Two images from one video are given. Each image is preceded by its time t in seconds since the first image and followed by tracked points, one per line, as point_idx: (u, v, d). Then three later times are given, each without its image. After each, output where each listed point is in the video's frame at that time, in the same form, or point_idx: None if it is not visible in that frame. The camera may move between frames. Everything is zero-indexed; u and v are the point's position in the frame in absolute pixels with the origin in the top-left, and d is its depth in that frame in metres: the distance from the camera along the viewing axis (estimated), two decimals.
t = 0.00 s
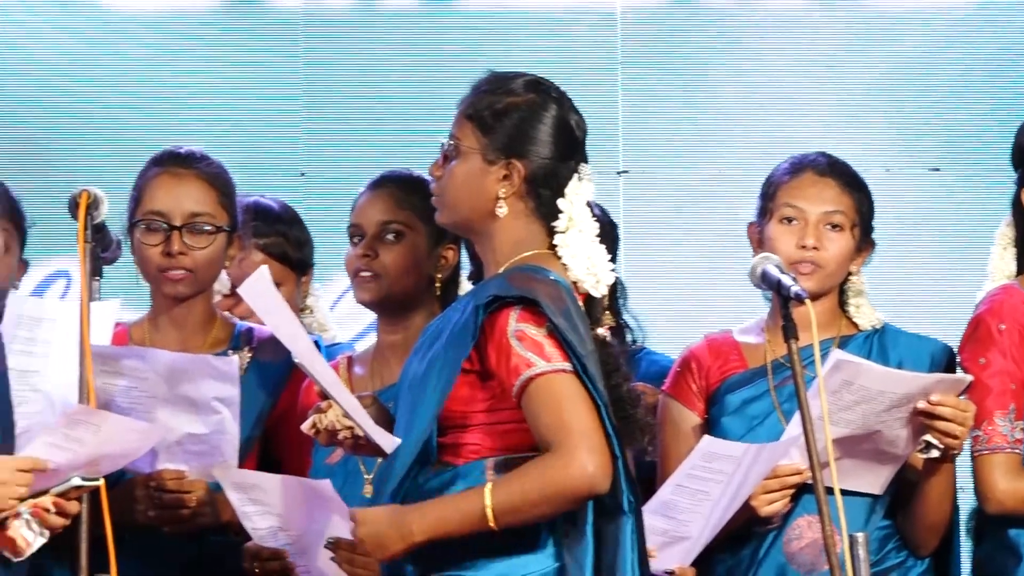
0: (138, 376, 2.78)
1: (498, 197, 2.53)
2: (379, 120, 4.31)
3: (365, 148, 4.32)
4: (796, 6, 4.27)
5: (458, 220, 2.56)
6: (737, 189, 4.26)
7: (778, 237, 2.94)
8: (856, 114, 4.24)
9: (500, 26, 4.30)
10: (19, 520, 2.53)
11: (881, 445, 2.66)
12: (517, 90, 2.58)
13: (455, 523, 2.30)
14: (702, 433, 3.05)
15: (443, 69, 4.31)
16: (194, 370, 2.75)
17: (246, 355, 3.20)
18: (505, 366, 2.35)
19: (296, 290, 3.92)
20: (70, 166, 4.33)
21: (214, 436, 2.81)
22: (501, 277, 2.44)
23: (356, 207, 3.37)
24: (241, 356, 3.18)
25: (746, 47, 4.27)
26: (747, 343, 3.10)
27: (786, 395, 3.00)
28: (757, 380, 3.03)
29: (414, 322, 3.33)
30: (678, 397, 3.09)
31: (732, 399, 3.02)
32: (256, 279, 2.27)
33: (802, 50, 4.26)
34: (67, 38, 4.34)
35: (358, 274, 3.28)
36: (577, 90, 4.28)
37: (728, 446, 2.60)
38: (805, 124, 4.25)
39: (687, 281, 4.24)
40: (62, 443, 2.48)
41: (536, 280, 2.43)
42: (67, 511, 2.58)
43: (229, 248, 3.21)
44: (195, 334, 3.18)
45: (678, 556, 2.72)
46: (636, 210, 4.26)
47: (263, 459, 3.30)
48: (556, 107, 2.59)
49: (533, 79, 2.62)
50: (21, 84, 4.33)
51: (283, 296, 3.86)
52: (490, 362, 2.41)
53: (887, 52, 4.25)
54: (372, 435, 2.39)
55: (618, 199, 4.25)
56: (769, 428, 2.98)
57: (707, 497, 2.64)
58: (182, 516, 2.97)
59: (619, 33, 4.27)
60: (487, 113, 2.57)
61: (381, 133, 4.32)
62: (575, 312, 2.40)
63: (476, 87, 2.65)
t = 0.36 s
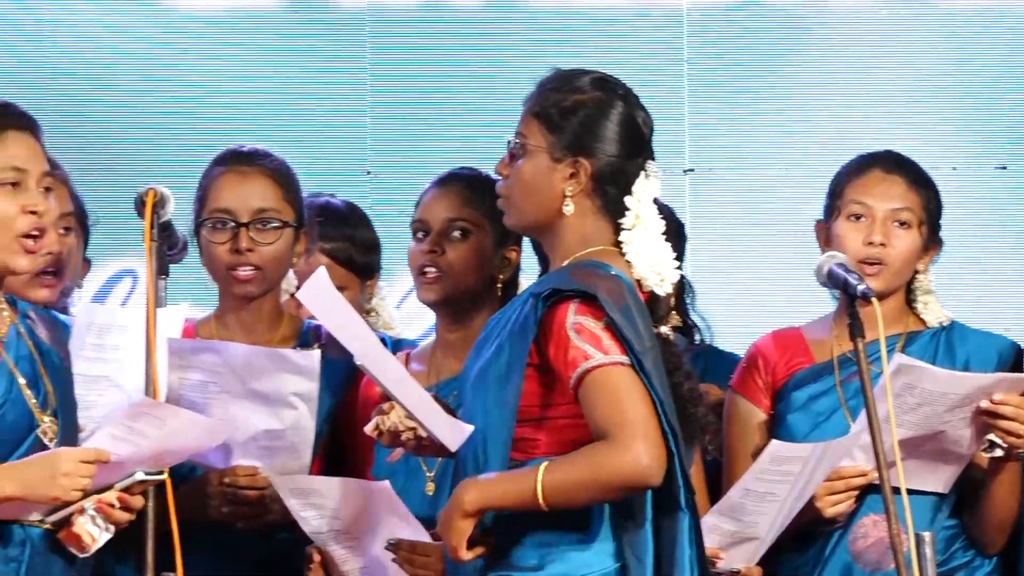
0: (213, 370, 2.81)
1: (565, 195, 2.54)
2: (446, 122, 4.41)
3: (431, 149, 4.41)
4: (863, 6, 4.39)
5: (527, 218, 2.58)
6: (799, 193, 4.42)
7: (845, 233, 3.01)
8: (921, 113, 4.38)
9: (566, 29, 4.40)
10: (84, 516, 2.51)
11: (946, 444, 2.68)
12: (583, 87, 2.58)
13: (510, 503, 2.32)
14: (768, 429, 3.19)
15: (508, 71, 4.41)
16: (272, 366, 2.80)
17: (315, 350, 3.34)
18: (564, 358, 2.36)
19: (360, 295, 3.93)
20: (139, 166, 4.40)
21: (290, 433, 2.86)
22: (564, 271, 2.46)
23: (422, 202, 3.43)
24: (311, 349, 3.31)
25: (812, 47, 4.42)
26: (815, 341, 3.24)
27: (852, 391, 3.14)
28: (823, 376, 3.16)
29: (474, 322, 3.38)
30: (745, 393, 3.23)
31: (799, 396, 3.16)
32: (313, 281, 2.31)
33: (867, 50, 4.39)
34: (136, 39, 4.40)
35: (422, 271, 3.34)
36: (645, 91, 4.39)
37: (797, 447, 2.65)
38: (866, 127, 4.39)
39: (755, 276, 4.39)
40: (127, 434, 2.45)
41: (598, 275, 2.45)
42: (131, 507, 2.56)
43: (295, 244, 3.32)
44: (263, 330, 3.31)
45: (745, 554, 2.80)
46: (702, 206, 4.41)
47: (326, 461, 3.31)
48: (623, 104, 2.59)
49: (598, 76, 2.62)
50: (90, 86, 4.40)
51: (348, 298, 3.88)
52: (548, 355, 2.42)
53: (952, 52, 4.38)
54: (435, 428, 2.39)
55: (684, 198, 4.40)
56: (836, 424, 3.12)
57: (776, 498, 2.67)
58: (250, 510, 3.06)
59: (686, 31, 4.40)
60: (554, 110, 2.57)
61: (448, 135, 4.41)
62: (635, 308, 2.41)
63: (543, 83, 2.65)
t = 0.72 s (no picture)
0: (266, 376, 2.84)
1: (615, 202, 2.53)
2: (502, 125, 4.44)
3: (486, 152, 4.45)
4: (918, 8, 4.39)
5: (578, 230, 2.58)
6: (856, 196, 4.42)
7: (899, 242, 3.00)
8: (976, 117, 4.39)
9: (621, 31, 4.39)
10: (140, 521, 2.52)
11: (1004, 450, 2.67)
12: (618, 93, 2.57)
13: (532, 478, 2.40)
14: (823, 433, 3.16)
15: (563, 75, 4.42)
16: (321, 374, 2.81)
17: (368, 354, 3.39)
18: (606, 370, 2.37)
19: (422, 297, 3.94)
20: (198, 172, 4.46)
21: (341, 439, 2.89)
22: (613, 280, 2.46)
23: (464, 219, 3.45)
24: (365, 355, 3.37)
25: (866, 51, 4.41)
26: (871, 345, 3.21)
27: (908, 396, 3.12)
28: (879, 380, 3.14)
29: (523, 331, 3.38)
30: (801, 398, 3.22)
31: (854, 400, 3.14)
32: (382, 279, 2.41)
33: (922, 54, 4.39)
34: (194, 46, 4.44)
35: (474, 289, 3.35)
36: (700, 93, 4.38)
37: (855, 442, 2.70)
38: (924, 128, 4.40)
39: (809, 281, 4.40)
40: (183, 443, 2.48)
41: (647, 283, 2.44)
42: (187, 514, 2.55)
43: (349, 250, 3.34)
44: (318, 337, 3.35)
45: (805, 556, 2.79)
46: (756, 210, 4.41)
47: (380, 462, 3.36)
48: (661, 104, 2.58)
49: (631, 79, 2.61)
50: (148, 92, 4.45)
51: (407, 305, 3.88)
52: (594, 366, 2.42)
53: (1007, 56, 4.39)
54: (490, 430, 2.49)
55: (738, 202, 4.40)
56: (892, 429, 3.10)
57: (832, 493, 2.72)
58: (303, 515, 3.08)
59: (741, 37, 4.37)
60: (592, 121, 2.57)
61: (504, 139, 4.45)
62: (685, 318, 2.40)
63: (578, 97, 2.65)
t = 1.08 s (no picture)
0: (319, 379, 2.85)
1: (666, 199, 2.53)
2: (559, 124, 4.45)
3: (544, 150, 4.46)
4: (980, 7, 4.37)
5: (629, 226, 2.59)
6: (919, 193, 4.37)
7: (959, 240, 2.99)
8: None
9: (681, 27, 4.40)
10: (201, 522, 2.53)
11: None
12: (674, 91, 2.57)
13: (595, 490, 2.43)
14: (882, 434, 3.14)
15: (621, 71, 4.43)
16: (375, 374, 2.84)
17: (428, 356, 3.39)
18: (657, 371, 2.38)
19: (477, 295, 3.93)
20: (256, 173, 4.47)
21: (396, 440, 2.92)
22: (665, 280, 2.46)
23: (519, 215, 3.49)
24: (422, 357, 3.37)
25: (927, 49, 4.38)
26: (930, 345, 3.17)
27: (968, 396, 3.06)
28: (939, 380, 3.10)
29: (577, 330, 3.41)
30: (861, 399, 3.19)
31: (913, 402, 3.10)
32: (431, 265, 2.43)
33: (984, 53, 4.37)
34: (252, 45, 4.45)
35: (529, 286, 3.39)
36: (761, 92, 4.36)
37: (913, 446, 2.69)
38: (986, 123, 4.37)
39: (870, 282, 4.35)
40: (243, 446, 2.41)
41: (700, 282, 2.43)
42: (246, 515, 2.56)
43: (409, 249, 3.37)
44: (377, 337, 3.39)
45: (863, 559, 2.75)
46: (818, 210, 4.36)
47: (440, 463, 3.39)
48: (718, 105, 2.57)
49: (688, 79, 2.60)
50: (206, 92, 4.46)
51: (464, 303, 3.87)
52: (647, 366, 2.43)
53: None
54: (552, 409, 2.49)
55: (800, 202, 4.36)
56: (952, 429, 3.05)
57: (893, 496, 2.69)
58: (361, 517, 3.10)
59: (802, 35, 4.37)
60: (645, 118, 2.58)
61: (561, 137, 4.45)
62: (737, 316, 2.38)
63: (636, 93, 2.65)
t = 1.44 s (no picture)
0: (380, 372, 2.92)
1: (713, 198, 2.53)
2: (609, 121, 4.47)
3: (594, 148, 4.47)
4: None
5: (677, 222, 2.58)
6: (968, 191, 4.40)
7: (1010, 235, 3.00)
8: None
9: (735, 28, 4.42)
10: (247, 522, 2.52)
11: None
12: (732, 90, 2.56)
13: (649, 491, 2.41)
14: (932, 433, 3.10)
15: (670, 68, 4.45)
16: (431, 370, 2.89)
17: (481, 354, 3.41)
18: (710, 373, 2.37)
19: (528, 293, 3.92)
20: (306, 171, 4.47)
21: (455, 438, 2.96)
22: (716, 281, 2.45)
23: (572, 209, 3.50)
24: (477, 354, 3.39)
25: (975, 47, 4.43)
26: (981, 343, 3.13)
27: (1019, 396, 3.03)
28: (989, 379, 3.06)
29: (626, 325, 3.42)
30: (911, 398, 3.16)
31: (964, 401, 3.07)
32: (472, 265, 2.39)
33: None
34: (304, 45, 4.47)
35: (576, 278, 3.40)
36: (812, 90, 4.39)
37: (963, 443, 2.70)
38: None
39: (920, 278, 4.38)
40: (291, 447, 2.42)
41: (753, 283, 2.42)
42: (294, 515, 2.54)
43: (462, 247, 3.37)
44: (429, 335, 3.39)
45: (912, 558, 2.73)
46: (868, 208, 4.38)
47: (491, 464, 3.36)
48: (772, 107, 2.55)
49: (747, 79, 2.58)
50: (258, 90, 4.47)
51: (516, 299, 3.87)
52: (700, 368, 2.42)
53: None
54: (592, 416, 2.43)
55: (850, 199, 4.37)
56: (1003, 429, 3.02)
57: (940, 494, 2.69)
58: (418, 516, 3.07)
59: (854, 32, 4.40)
60: (702, 114, 2.57)
61: (610, 133, 4.47)
62: (790, 316, 2.37)
63: (694, 87, 2.65)
